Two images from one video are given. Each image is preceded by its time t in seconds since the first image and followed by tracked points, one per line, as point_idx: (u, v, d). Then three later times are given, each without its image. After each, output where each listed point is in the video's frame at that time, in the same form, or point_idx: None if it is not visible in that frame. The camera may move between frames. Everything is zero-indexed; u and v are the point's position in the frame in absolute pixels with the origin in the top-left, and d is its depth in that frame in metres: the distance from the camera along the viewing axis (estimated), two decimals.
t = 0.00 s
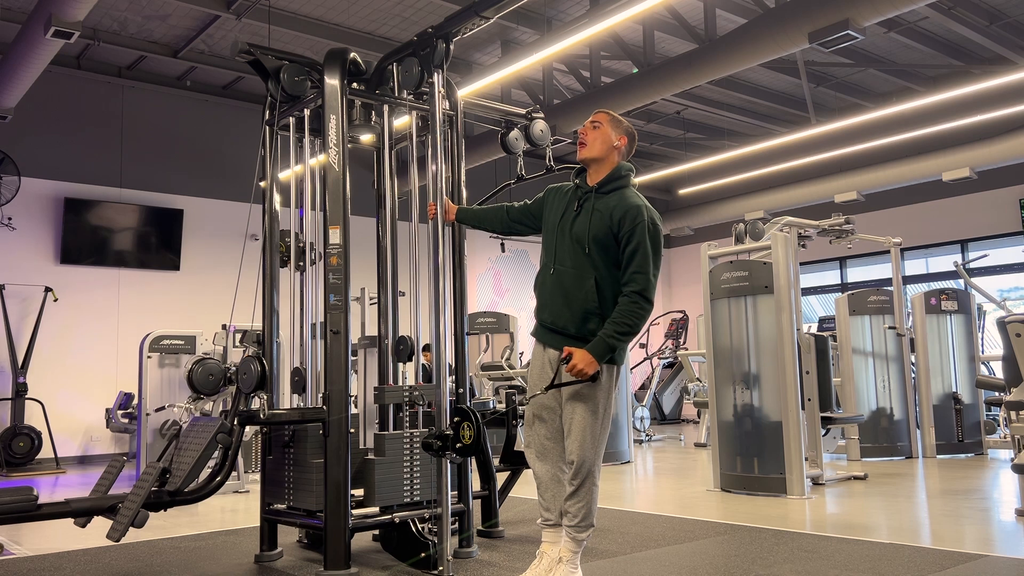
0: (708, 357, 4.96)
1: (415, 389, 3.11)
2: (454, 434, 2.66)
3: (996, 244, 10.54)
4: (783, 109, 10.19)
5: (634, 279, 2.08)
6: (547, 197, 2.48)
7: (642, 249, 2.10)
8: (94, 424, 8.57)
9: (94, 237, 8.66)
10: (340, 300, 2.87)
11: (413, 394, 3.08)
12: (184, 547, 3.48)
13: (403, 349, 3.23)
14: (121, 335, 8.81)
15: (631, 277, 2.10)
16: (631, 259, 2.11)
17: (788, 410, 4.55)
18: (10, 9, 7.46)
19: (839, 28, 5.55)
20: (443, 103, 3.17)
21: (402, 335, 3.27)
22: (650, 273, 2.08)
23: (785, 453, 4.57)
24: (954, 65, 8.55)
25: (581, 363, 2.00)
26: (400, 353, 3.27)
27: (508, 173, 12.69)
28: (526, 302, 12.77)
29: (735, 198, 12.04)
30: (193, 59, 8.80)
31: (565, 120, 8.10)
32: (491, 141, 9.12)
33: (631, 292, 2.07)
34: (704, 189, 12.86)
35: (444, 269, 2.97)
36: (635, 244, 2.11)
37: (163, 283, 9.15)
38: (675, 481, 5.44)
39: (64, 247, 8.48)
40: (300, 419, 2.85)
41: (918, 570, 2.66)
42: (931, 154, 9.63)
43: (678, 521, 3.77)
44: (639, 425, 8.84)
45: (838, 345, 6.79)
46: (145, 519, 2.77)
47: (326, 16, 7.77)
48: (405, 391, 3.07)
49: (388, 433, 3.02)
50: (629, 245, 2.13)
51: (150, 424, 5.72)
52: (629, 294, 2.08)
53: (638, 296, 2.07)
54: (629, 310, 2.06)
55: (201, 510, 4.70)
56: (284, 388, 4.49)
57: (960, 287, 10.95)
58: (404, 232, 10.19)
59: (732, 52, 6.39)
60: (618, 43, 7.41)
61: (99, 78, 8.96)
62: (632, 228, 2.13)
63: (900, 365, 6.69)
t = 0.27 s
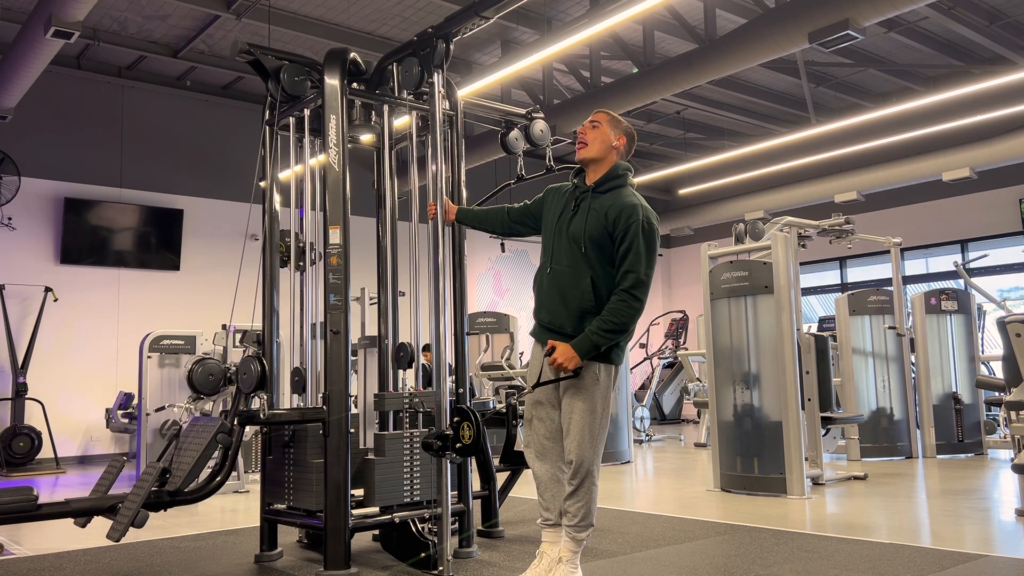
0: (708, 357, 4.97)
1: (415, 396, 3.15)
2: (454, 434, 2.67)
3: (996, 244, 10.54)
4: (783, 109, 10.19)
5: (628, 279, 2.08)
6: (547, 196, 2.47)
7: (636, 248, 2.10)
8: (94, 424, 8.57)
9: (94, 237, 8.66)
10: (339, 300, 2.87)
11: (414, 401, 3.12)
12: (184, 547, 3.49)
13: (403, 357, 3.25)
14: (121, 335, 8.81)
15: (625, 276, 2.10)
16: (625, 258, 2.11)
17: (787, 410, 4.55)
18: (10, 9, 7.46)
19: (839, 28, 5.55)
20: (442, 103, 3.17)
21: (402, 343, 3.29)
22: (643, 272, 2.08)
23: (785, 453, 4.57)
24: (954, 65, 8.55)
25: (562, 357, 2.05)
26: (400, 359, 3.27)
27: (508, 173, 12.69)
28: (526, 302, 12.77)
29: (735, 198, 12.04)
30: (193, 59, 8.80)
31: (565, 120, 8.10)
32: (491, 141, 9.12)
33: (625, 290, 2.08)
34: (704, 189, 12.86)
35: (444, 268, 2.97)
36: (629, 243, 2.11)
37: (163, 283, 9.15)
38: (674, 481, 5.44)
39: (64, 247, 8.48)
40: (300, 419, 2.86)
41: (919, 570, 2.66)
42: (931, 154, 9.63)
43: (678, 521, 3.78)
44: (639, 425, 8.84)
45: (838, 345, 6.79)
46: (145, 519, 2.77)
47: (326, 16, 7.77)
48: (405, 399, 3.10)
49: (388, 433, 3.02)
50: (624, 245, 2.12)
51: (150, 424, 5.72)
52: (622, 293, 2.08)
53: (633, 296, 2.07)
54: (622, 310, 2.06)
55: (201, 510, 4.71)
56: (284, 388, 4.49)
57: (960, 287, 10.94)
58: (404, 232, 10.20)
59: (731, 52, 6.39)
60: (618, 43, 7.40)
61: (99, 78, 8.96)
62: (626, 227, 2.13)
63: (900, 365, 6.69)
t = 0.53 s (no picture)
0: (707, 357, 4.97)
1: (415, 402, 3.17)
2: (455, 434, 2.67)
3: (996, 244, 10.54)
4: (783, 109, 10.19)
5: (622, 278, 2.08)
6: (546, 196, 2.47)
7: (630, 247, 2.09)
8: (94, 424, 8.57)
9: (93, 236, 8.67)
10: (340, 300, 2.87)
11: (414, 406, 3.14)
12: (184, 547, 3.48)
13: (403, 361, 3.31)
14: (121, 335, 8.81)
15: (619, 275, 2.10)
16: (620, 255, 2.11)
17: (787, 410, 4.55)
18: (10, 9, 7.46)
19: (839, 28, 5.55)
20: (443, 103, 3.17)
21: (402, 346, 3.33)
22: (637, 271, 2.08)
23: (785, 453, 4.57)
24: (954, 65, 8.55)
25: (552, 355, 2.08)
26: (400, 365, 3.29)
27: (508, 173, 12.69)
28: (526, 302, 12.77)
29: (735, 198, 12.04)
30: (193, 59, 8.80)
31: (565, 120, 8.10)
32: (491, 141, 9.12)
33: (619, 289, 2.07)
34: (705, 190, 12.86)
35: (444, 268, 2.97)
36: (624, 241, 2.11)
37: (163, 283, 9.15)
38: (674, 481, 5.44)
39: (64, 247, 8.48)
40: (300, 419, 2.86)
41: (918, 570, 2.66)
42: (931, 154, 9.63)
43: (678, 521, 3.78)
44: (639, 425, 8.84)
45: (838, 345, 6.79)
46: (145, 519, 2.77)
47: (326, 16, 7.77)
48: (405, 404, 3.12)
49: (388, 433, 3.02)
50: (619, 245, 2.12)
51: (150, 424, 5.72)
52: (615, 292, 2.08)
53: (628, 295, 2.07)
54: (614, 309, 2.06)
55: (201, 510, 4.71)
56: (284, 388, 4.50)
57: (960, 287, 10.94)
58: (404, 232, 10.20)
59: (731, 52, 6.39)
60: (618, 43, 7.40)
61: (99, 78, 8.96)
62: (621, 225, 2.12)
63: (900, 365, 6.69)
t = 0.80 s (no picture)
0: (708, 357, 4.97)
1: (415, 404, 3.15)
2: (455, 434, 2.67)
3: (996, 244, 10.54)
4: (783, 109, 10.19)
5: (618, 278, 2.07)
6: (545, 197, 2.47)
7: (626, 247, 2.09)
8: (94, 424, 8.57)
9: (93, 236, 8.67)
10: (339, 300, 2.87)
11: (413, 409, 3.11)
12: (184, 547, 3.49)
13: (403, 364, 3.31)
14: (121, 335, 8.81)
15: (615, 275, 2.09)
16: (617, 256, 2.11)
17: (788, 411, 4.55)
18: (10, 9, 7.46)
19: (839, 28, 5.55)
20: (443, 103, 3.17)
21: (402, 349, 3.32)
22: (633, 271, 2.07)
23: (785, 453, 4.57)
24: (954, 65, 8.55)
25: (546, 353, 2.09)
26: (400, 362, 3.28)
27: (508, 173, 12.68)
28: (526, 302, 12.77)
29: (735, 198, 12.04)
30: (193, 59, 8.80)
31: (565, 120, 8.10)
32: (491, 141, 9.12)
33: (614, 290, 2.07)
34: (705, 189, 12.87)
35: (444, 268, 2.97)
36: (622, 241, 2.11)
37: (163, 282, 9.15)
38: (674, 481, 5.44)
39: (64, 247, 8.48)
40: (300, 419, 2.86)
41: (918, 570, 2.66)
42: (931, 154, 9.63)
43: (678, 521, 3.78)
44: (639, 425, 8.84)
45: (838, 345, 6.79)
46: (145, 519, 2.77)
47: (326, 16, 7.77)
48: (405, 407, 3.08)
49: (388, 433, 3.02)
50: (615, 245, 2.11)
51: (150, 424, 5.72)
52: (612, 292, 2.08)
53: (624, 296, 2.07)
54: (610, 309, 2.05)
55: (201, 510, 4.71)
56: (284, 388, 4.50)
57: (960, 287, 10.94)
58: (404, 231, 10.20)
59: (731, 52, 6.39)
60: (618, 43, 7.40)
61: (99, 78, 8.96)
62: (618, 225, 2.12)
63: (900, 365, 6.69)
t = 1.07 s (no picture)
0: (708, 357, 4.97)
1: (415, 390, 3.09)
2: (454, 434, 2.68)
3: (996, 244, 10.54)
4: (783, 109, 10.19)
5: (631, 274, 2.07)
6: (546, 197, 2.46)
7: (639, 243, 2.09)
8: (94, 424, 8.57)
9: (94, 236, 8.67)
10: (340, 300, 2.87)
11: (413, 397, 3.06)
12: (184, 547, 3.49)
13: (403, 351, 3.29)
14: (121, 335, 8.81)
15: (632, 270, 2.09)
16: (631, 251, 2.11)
17: (788, 410, 4.55)
18: (10, 8, 7.45)
19: (839, 28, 5.55)
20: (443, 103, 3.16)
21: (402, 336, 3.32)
22: (646, 268, 2.07)
23: (785, 453, 4.57)
24: (954, 65, 8.55)
25: (571, 359, 2.02)
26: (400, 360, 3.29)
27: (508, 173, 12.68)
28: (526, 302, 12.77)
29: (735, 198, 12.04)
30: (193, 59, 8.80)
31: (565, 120, 8.10)
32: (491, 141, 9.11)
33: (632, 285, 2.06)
34: (705, 189, 12.87)
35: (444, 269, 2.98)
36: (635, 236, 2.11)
37: (163, 282, 9.15)
38: (674, 481, 5.44)
39: (64, 247, 8.48)
40: (300, 419, 2.86)
41: (918, 570, 2.66)
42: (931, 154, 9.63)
43: (677, 521, 3.78)
44: (639, 425, 8.84)
45: (838, 345, 6.79)
46: (145, 519, 2.77)
47: (326, 16, 7.77)
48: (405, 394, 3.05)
49: (388, 433, 3.01)
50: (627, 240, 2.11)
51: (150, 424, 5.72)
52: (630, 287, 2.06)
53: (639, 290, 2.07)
54: (625, 306, 2.04)
55: (201, 510, 4.71)
56: (284, 389, 4.50)
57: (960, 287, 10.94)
58: (404, 231, 10.20)
59: (731, 52, 6.39)
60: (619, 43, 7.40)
61: (99, 78, 8.96)
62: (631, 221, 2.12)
63: (900, 365, 6.69)
